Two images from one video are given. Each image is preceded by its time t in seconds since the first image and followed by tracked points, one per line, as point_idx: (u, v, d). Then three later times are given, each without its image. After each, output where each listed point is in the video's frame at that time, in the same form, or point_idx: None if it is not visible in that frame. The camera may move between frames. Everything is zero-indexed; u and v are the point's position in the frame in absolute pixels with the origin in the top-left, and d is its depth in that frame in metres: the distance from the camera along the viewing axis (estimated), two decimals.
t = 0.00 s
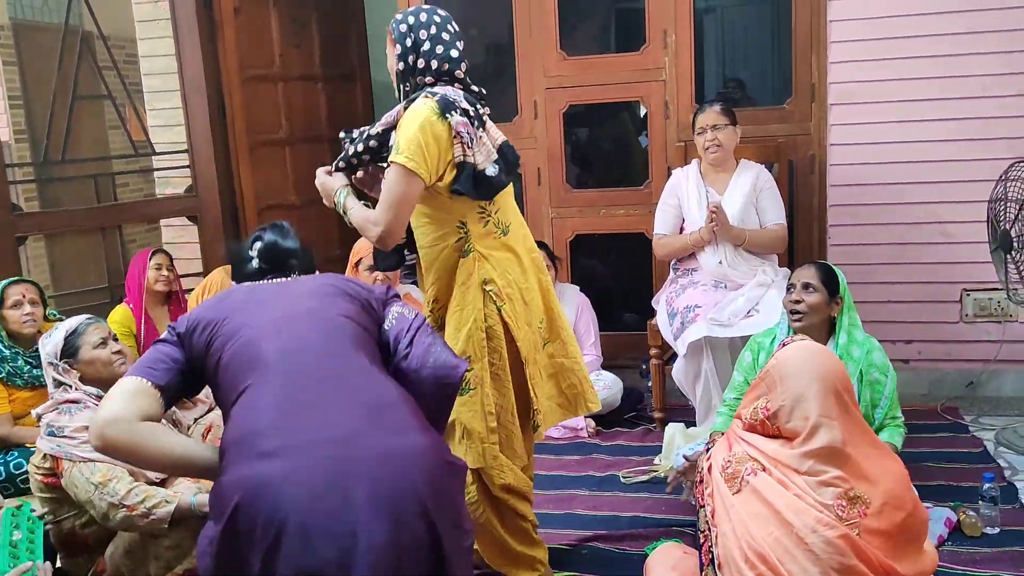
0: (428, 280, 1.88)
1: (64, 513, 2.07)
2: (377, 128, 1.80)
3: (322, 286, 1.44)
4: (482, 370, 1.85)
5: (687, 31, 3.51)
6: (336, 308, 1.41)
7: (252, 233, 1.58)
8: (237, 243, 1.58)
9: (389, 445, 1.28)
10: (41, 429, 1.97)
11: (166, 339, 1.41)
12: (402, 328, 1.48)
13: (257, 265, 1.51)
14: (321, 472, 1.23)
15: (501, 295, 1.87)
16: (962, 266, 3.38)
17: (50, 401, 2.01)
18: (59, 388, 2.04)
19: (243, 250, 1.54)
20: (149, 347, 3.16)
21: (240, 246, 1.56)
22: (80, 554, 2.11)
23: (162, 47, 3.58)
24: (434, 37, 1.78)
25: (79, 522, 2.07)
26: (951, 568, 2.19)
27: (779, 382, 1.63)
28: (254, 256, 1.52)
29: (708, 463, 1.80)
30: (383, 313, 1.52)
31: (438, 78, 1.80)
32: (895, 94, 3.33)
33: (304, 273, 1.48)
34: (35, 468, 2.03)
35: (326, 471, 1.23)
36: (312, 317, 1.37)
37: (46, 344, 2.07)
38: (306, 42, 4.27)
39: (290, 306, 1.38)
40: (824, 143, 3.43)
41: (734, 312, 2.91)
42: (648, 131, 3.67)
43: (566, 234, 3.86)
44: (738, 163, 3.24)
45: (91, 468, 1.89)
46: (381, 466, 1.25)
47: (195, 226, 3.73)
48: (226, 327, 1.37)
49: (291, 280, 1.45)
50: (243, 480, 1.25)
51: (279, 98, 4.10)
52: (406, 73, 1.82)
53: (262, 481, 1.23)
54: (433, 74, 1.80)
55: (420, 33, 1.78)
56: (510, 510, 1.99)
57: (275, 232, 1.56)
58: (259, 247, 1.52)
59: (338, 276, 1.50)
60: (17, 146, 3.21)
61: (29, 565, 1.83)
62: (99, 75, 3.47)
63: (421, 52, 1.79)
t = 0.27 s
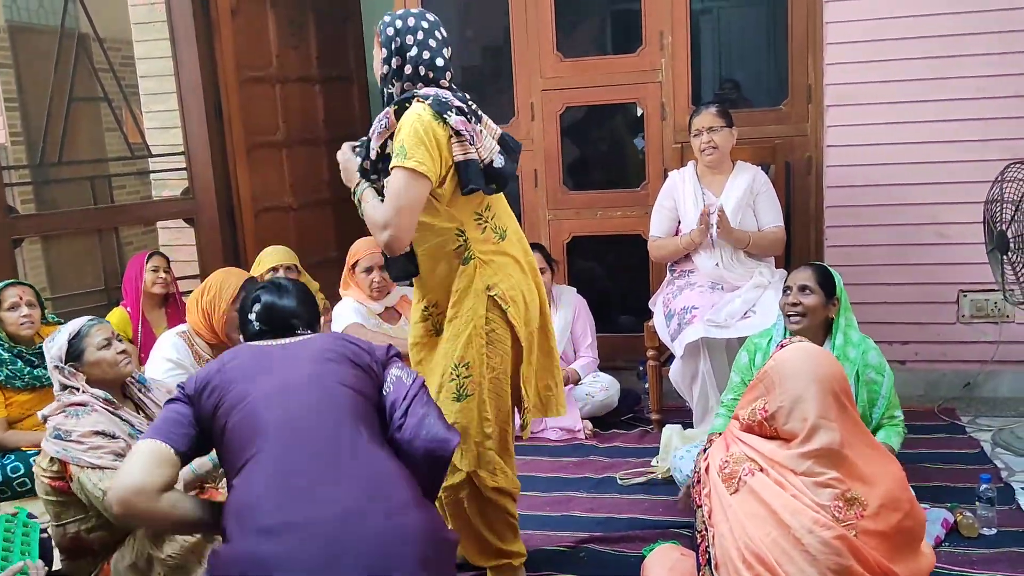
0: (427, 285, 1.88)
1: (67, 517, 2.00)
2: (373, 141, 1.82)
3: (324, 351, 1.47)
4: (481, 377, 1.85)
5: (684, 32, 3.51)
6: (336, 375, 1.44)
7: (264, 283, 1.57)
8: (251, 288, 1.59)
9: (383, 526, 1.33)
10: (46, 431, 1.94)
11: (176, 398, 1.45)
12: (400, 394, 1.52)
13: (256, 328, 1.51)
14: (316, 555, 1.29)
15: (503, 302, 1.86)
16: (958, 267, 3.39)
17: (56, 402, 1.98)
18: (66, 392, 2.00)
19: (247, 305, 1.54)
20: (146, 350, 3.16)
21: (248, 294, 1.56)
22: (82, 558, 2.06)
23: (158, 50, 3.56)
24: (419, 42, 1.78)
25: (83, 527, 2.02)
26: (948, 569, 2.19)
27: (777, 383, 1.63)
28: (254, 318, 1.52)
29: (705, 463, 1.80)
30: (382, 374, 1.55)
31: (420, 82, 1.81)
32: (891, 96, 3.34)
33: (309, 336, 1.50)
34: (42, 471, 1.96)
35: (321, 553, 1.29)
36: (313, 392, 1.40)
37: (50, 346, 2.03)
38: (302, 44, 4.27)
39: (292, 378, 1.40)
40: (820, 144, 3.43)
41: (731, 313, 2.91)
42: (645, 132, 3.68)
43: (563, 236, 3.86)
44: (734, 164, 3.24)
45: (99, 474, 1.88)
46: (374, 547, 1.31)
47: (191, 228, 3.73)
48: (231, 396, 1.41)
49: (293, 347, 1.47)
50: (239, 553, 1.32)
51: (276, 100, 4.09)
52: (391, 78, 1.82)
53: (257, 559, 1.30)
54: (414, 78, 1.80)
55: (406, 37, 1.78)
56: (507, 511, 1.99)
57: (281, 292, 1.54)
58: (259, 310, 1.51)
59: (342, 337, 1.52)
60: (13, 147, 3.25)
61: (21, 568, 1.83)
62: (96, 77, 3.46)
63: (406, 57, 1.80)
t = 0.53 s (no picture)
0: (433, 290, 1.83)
1: (65, 522, 2.00)
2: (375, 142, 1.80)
3: (329, 458, 1.40)
4: (492, 380, 1.84)
5: (681, 32, 3.51)
6: (342, 486, 1.39)
7: (267, 330, 1.48)
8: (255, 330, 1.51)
9: None
10: (44, 437, 1.94)
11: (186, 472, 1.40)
12: (404, 495, 1.46)
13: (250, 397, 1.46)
14: None
15: (511, 304, 1.86)
16: (955, 267, 3.39)
17: (52, 408, 1.99)
18: (62, 398, 2.01)
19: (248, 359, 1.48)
20: (144, 351, 3.16)
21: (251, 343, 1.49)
22: (80, 562, 2.04)
23: (156, 50, 3.56)
24: (418, 44, 1.76)
25: (82, 532, 2.01)
26: (946, 569, 2.19)
27: (777, 383, 1.63)
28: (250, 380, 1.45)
29: (703, 463, 1.80)
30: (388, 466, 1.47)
31: (422, 84, 1.79)
32: (888, 96, 3.34)
33: (314, 432, 1.41)
34: (39, 477, 1.95)
35: None
36: (322, 513, 1.37)
37: (43, 353, 2.01)
38: (300, 44, 4.27)
39: (297, 490, 1.37)
40: (817, 144, 3.44)
41: (729, 314, 2.91)
42: (643, 133, 3.68)
43: (561, 236, 3.86)
44: (731, 164, 3.24)
45: (100, 486, 1.91)
46: None
47: (189, 229, 3.72)
48: (238, 498, 1.38)
49: (300, 451, 1.39)
50: None
51: (273, 101, 4.09)
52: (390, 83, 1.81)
53: None
54: (415, 81, 1.79)
55: (403, 41, 1.77)
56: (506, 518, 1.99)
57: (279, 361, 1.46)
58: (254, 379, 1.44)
59: (348, 435, 1.43)
60: (11, 149, 3.25)
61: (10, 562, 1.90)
62: (92, 78, 3.46)
63: (406, 60, 1.78)
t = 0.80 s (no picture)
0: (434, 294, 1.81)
1: (62, 525, 2.00)
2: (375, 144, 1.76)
3: (322, 468, 1.44)
4: (494, 380, 1.84)
5: (679, 33, 3.52)
6: (337, 494, 1.43)
7: (258, 347, 1.57)
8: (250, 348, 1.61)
9: None
10: (39, 441, 1.95)
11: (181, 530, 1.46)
12: (410, 500, 1.52)
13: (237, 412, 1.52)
14: None
15: (513, 303, 1.86)
16: (953, 267, 3.39)
17: (47, 411, 1.98)
18: (56, 400, 1.99)
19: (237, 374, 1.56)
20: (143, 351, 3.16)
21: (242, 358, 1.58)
22: (78, 563, 2.05)
23: (154, 51, 3.55)
24: (406, 45, 1.74)
25: (78, 535, 2.01)
26: (944, 567, 2.19)
27: (776, 381, 1.63)
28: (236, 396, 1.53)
29: (701, 462, 1.80)
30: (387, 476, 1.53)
31: (411, 86, 1.78)
32: (886, 95, 3.35)
33: (305, 448, 1.46)
34: (35, 481, 1.96)
35: None
36: (320, 522, 1.40)
37: (38, 356, 2.00)
38: (298, 45, 4.26)
39: (294, 501, 1.40)
40: (815, 143, 3.45)
41: (726, 313, 2.91)
42: (641, 133, 3.68)
43: (559, 236, 3.86)
44: (729, 164, 3.24)
45: (95, 490, 1.93)
46: None
47: (187, 229, 3.72)
48: (236, 524, 1.42)
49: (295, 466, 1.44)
50: None
51: (271, 101, 4.09)
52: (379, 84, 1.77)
53: None
54: (404, 83, 1.77)
55: (393, 42, 1.73)
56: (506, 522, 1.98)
57: (263, 375, 1.53)
58: (238, 392, 1.52)
59: (339, 445, 1.48)
60: (7, 149, 3.27)
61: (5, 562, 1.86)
62: (90, 79, 3.46)
63: (394, 61, 1.75)
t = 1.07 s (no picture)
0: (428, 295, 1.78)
1: (61, 526, 2.00)
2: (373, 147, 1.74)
3: (327, 526, 1.39)
4: (491, 377, 1.84)
5: (678, 33, 3.52)
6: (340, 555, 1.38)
7: (267, 396, 1.55)
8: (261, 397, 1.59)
9: None
10: (38, 444, 1.95)
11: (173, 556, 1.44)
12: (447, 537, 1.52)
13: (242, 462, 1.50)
14: None
15: (504, 304, 1.86)
16: (952, 267, 3.40)
17: (46, 414, 1.98)
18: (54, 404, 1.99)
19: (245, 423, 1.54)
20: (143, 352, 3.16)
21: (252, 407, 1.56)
22: (77, 565, 2.05)
23: (154, 51, 3.55)
24: (402, 45, 1.74)
25: (78, 537, 2.01)
26: (944, 567, 2.20)
27: (776, 381, 1.63)
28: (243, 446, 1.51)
29: (700, 463, 1.80)
30: (413, 529, 1.50)
31: (409, 86, 1.77)
32: (885, 95, 3.35)
33: (309, 503, 1.41)
34: (35, 484, 1.96)
35: None
36: None
37: (35, 359, 2.00)
38: (297, 45, 4.27)
39: (294, 561, 1.35)
40: (815, 144, 3.45)
41: (726, 313, 2.91)
42: (640, 133, 3.68)
43: (558, 237, 3.86)
44: (728, 165, 3.24)
45: (95, 493, 1.93)
46: None
47: (186, 230, 3.71)
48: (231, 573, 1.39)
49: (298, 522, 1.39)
50: None
51: (271, 101, 4.09)
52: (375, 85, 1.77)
53: None
54: (403, 82, 1.76)
55: (387, 43, 1.74)
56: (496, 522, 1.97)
57: (269, 425, 1.50)
58: (244, 442, 1.50)
59: (348, 501, 1.43)
60: (7, 151, 3.25)
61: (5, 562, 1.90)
62: (89, 80, 3.46)
63: (392, 62, 1.75)
